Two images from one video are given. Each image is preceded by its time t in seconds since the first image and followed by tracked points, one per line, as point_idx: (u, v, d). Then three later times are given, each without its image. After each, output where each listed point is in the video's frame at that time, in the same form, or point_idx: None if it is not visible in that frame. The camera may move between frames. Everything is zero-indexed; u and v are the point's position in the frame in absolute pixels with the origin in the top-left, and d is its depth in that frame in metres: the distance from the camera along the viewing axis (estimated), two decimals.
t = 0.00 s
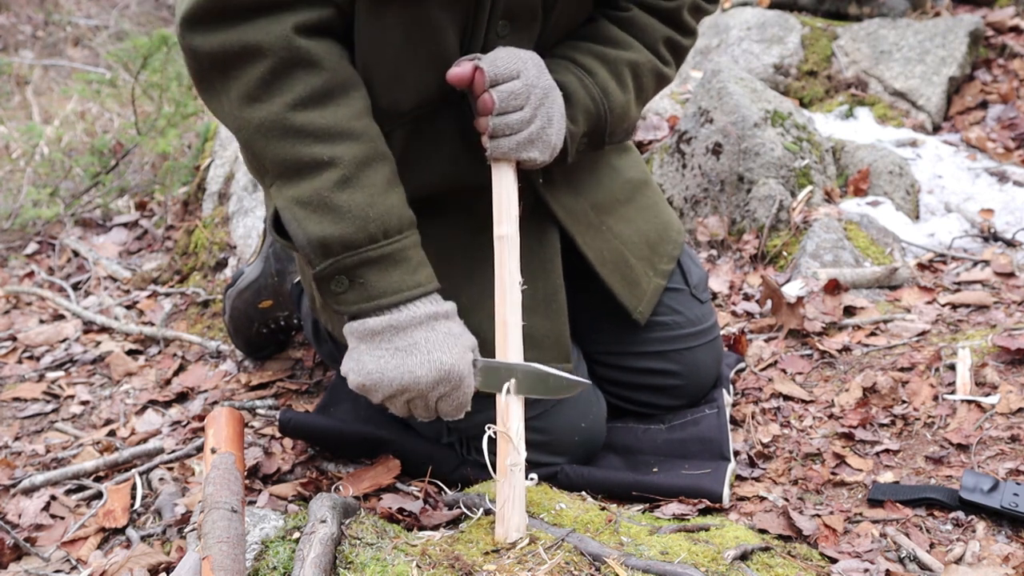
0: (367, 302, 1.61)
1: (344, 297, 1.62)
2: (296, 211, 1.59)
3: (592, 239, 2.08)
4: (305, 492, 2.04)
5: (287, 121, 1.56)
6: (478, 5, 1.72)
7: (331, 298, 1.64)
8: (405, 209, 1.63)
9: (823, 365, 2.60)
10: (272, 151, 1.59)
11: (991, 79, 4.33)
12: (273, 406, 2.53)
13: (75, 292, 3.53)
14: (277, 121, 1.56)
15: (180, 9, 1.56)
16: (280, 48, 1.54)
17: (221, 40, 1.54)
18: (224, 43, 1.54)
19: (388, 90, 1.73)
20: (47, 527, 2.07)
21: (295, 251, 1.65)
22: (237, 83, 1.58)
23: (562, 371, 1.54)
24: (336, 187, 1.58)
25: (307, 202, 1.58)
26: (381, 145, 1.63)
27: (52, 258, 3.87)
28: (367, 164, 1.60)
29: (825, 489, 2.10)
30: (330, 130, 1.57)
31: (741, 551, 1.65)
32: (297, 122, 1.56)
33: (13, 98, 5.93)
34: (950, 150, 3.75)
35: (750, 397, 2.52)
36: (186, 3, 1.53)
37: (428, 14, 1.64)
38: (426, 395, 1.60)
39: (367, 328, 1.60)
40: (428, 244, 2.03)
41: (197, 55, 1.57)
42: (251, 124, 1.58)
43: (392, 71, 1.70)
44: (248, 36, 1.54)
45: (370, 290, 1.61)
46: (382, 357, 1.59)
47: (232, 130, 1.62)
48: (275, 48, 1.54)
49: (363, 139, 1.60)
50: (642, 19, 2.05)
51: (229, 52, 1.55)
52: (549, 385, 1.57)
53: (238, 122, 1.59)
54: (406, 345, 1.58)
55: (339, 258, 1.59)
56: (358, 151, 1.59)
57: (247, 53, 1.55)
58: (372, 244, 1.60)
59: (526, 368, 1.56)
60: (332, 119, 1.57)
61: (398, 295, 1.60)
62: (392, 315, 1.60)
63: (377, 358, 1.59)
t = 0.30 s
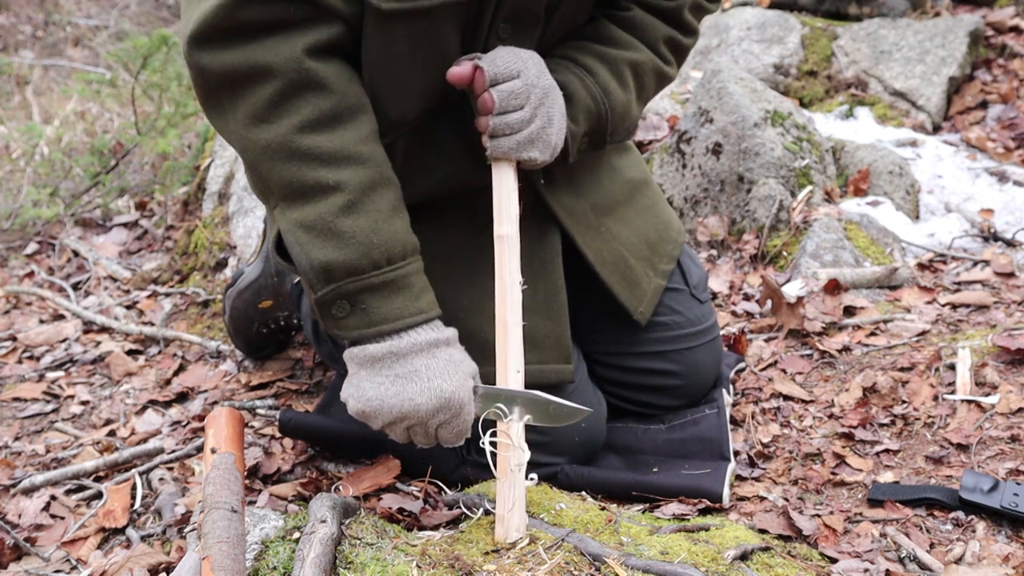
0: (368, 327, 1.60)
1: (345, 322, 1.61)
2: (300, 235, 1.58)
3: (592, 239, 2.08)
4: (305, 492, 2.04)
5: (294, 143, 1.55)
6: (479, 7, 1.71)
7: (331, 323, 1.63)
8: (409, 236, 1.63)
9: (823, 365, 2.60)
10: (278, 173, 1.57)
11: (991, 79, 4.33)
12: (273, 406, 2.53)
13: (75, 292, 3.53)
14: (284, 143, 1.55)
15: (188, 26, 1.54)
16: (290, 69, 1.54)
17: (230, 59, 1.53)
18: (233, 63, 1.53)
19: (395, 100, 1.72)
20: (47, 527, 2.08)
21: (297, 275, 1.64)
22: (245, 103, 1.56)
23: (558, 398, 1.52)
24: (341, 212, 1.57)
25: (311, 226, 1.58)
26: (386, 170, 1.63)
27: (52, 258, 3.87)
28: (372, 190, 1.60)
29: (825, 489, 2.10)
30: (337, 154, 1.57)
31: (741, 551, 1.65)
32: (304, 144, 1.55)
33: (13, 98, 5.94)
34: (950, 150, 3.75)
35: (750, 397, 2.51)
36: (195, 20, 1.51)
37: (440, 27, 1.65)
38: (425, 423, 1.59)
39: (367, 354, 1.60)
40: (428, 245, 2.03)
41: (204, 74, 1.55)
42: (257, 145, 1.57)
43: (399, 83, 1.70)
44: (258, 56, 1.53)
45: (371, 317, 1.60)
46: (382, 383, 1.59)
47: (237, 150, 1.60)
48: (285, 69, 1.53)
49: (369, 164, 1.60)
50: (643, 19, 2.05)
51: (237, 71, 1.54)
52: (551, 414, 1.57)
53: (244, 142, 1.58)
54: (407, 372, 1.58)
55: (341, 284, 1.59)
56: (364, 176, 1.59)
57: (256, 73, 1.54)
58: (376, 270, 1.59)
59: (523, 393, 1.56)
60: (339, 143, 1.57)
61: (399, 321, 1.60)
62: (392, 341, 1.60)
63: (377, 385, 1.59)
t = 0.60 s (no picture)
0: (372, 339, 1.60)
1: (350, 333, 1.61)
2: (307, 245, 1.58)
3: (593, 240, 2.07)
4: (305, 493, 2.04)
5: (303, 154, 1.55)
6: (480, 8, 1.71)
7: (336, 333, 1.63)
8: (416, 249, 1.63)
9: (823, 365, 2.60)
10: (286, 183, 1.57)
11: (991, 79, 4.33)
12: (273, 406, 2.53)
13: (75, 292, 3.53)
14: (294, 153, 1.55)
15: (199, 33, 1.54)
16: (302, 79, 1.53)
17: (240, 67, 1.53)
18: (244, 71, 1.53)
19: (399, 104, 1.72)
20: (47, 527, 2.08)
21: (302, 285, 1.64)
22: (255, 111, 1.56)
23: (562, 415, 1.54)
24: (349, 224, 1.57)
25: (318, 237, 1.57)
26: (395, 182, 1.63)
27: (52, 258, 3.87)
28: (380, 202, 1.60)
29: (825, 489, 2.10)
30: (347, 166, 1.57)
31: (741, 551, 1.65)
32: (313, 155, 1.55)
33: (13, 98, 5.94)
34: (950, 149, 3.75)
35: (750, 397, 2.51)
36: (207, 27, 1.51)
37: (444, 30, 1.66)
38: (427, 437, 1.60)
39: (371, 366, 1.61)
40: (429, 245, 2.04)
41: (215, 81, 1.54)
42: (266, 154, 1.56)
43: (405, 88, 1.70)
44: (269, 65, 1.53)
45: (376, 328, 1.60)
46: (385, 397, 1.59)
47: (245, 157, 1.60)
48: (297, 79, 1.53)
49: (378, 176, 1.59)
50: (643, 18, 2.05)
51: (247, 80, 1.53)
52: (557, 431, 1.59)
53: (253, 151, 1.57)
54: (410, 386, 1.58)
55: (347, 295, 1.59)
56: (373, 189, 1.59)
57: (267, 82, 1.54)
58: (382, 282, 1.59)
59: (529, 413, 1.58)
60: (349, 155, 1.57)
61: (404, 334, 1.60)
62: (396, 354, 1.60)
63: (380, 398, 1.59)
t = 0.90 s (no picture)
0: (376, 344, 1.61)
1: (353, 337, 1.62)
2: (312, 248, 1.58)
3: (594, 239, 2.07)
4: (305, 493, 2.04)
5: (311, 156, 1.55)
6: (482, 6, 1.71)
7: (339, 337, 1.64)
8: (420, 254, 1.63)
9: (823, 365, 2.60)
10: (293, 185, 1.57)
11: (991, 79, 4.33)
12: (273, 406, 2.53)
13: (75, 292, 3.53)
14: (301, 155, 1.55)
15: (209, 33, 1.54)
16: (311, 81, 1.53)
17: (249, 68, 1.53)
18: (254, 72, 1.53)
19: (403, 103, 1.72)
20: (47, 527, 2.08)
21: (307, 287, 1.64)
22: (263, 113, 1.56)
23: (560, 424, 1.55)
24: (355, 227, 1.57)
25: (324, 240, 1.58)
26: (402, 186, 1.63)
27: (52, 258, 3.87)
28: (387, 206, 1.60)
29: (825, 489, 2.10)
30: (354, 169, 1.57)
31: (741, 551, 1.65)
32: (321, 157, 1.55)
33: (14, 98, 5.94)
34: (950, 150, 3.75)
35: (750, 397, 2.51)
36: (217, 27, 1.51)
37: (447, 27, 1.65)
38: (428, 445, 1.58)
39: (373, 372, 1.60)
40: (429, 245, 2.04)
41: (224, 82, 1.54)
42: (273, 156, 1.57)
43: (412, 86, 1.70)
44: (279, 67, 1.53)
45: (379, 333, 1.60)
46: (387, 404, 1.58)
47: (253, 159, 1.60)
48: (305, 81, 1.53)
49: (385, 179, 1.59)
50: (642, 15, 2.05)
51: (256, 81, 1.54)
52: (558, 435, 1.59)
53: (260, 152, 1.58)
54: (412, 393, 1.57)
55: (352, 299, 1.59)
56: (380, 192, 1.58)
57: (276, 84, 1.54)
58: (386, 286, 1.59)
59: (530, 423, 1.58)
60: (356, 158, 1.57)
61: (407, 340, 1.60)
62: (399, 360, 1.60)
63: (382, 404, 1.58)
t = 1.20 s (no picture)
0: (362, 288, 1.58)
1: (338, 284, 1.60)
2: (283, 200, 1.58)
3: (595, 239, 2.08)
4: (306, 493, 2.04)
5: (270, 111, 1.57)
6: None
7: (325, 287, 1.61)
8: (395, 194, 1.61)
9: (823, 365, 2.60)
10: (258, 142, 1.59)
11: (991, 79, 4.33)
12: (273, 406, 2.53)
13: (75, 292, 3.53)
14: (262, 111, 1.57)
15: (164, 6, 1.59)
16: (264, 38, 1.56)
17: (204, 33, 1.56)
18: (208, 35, 1.56)
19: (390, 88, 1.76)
20: (47, 527, 2.08)
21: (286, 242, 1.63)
22: (222, 75, 1.59)
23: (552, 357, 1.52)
24: (323, 173, 1.56)
25: (293, 190, 1.57)
26: (367, 132, 1.63)
27: (52, 258, 3.87)
28: (354, 151, 1.59)
29: (825, 489, 2.10)
30: (315, 118, 1.57)
31: (741, 551, 1.65)
32: (281, 111, 1.57)
33: (14, 97, 5.95)
34: (950, 150, 3.76)
35: (750, 397, 2.51)
36: None
37: (442, 17, 1.69)
38: (424, 384, 1.58)
39: (362, 317, 1.58)
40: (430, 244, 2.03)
41: (181, 48, 1.58)
42: (235, 115, 1.58)
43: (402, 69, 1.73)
44: (231, 27, 1.56)
45: (363, 277, 1.58)
46: (379, 347, 1.57)
47: (218, 123, 1.62)
48: (258, 38, 1.55)
49: (348, 126, 1.60)
50: None
51: (211, 44, 1.57)
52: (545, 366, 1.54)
53: (223, 114, 1.60)
54: (403, 335, 1.56)
55: (330, 245, 1.57)
56: (344, 138, 1.59)
57: (230, 44, 1.57)
58: (363, 229, 1.57)
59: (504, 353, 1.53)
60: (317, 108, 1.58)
61: (392, 281, 1.57)
62: (388, 304, 1.57)
63: (374, 348, 1.57)
